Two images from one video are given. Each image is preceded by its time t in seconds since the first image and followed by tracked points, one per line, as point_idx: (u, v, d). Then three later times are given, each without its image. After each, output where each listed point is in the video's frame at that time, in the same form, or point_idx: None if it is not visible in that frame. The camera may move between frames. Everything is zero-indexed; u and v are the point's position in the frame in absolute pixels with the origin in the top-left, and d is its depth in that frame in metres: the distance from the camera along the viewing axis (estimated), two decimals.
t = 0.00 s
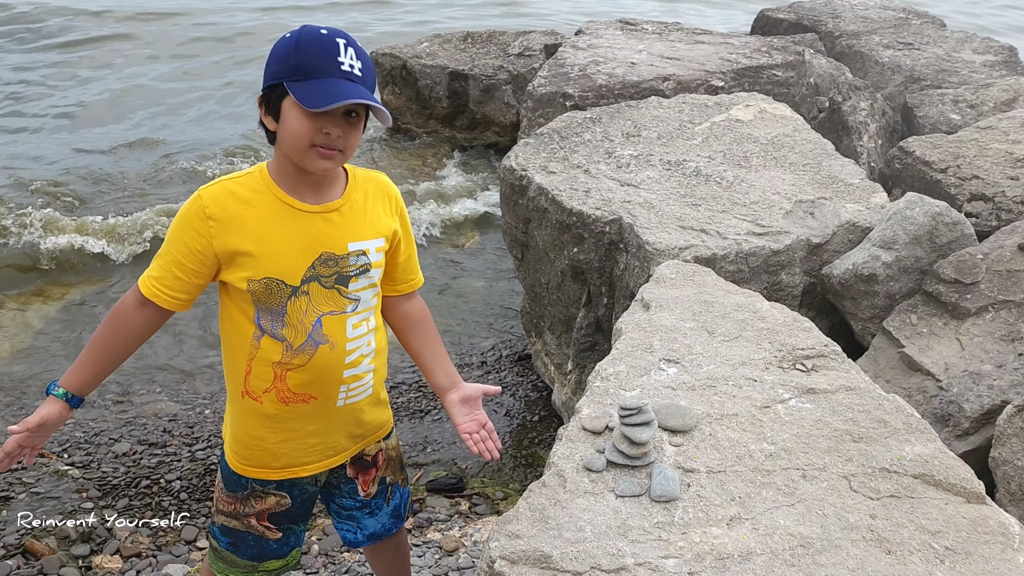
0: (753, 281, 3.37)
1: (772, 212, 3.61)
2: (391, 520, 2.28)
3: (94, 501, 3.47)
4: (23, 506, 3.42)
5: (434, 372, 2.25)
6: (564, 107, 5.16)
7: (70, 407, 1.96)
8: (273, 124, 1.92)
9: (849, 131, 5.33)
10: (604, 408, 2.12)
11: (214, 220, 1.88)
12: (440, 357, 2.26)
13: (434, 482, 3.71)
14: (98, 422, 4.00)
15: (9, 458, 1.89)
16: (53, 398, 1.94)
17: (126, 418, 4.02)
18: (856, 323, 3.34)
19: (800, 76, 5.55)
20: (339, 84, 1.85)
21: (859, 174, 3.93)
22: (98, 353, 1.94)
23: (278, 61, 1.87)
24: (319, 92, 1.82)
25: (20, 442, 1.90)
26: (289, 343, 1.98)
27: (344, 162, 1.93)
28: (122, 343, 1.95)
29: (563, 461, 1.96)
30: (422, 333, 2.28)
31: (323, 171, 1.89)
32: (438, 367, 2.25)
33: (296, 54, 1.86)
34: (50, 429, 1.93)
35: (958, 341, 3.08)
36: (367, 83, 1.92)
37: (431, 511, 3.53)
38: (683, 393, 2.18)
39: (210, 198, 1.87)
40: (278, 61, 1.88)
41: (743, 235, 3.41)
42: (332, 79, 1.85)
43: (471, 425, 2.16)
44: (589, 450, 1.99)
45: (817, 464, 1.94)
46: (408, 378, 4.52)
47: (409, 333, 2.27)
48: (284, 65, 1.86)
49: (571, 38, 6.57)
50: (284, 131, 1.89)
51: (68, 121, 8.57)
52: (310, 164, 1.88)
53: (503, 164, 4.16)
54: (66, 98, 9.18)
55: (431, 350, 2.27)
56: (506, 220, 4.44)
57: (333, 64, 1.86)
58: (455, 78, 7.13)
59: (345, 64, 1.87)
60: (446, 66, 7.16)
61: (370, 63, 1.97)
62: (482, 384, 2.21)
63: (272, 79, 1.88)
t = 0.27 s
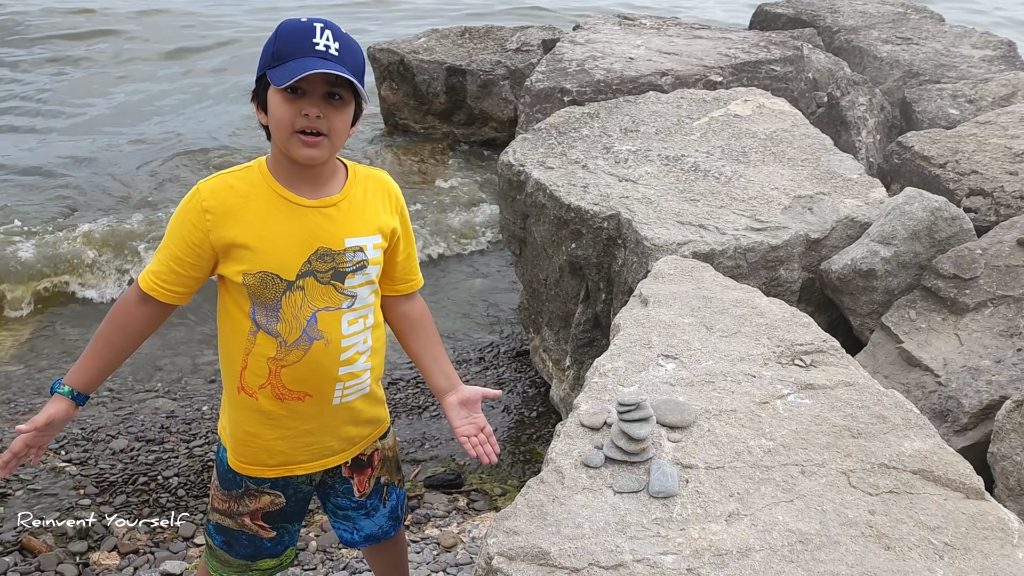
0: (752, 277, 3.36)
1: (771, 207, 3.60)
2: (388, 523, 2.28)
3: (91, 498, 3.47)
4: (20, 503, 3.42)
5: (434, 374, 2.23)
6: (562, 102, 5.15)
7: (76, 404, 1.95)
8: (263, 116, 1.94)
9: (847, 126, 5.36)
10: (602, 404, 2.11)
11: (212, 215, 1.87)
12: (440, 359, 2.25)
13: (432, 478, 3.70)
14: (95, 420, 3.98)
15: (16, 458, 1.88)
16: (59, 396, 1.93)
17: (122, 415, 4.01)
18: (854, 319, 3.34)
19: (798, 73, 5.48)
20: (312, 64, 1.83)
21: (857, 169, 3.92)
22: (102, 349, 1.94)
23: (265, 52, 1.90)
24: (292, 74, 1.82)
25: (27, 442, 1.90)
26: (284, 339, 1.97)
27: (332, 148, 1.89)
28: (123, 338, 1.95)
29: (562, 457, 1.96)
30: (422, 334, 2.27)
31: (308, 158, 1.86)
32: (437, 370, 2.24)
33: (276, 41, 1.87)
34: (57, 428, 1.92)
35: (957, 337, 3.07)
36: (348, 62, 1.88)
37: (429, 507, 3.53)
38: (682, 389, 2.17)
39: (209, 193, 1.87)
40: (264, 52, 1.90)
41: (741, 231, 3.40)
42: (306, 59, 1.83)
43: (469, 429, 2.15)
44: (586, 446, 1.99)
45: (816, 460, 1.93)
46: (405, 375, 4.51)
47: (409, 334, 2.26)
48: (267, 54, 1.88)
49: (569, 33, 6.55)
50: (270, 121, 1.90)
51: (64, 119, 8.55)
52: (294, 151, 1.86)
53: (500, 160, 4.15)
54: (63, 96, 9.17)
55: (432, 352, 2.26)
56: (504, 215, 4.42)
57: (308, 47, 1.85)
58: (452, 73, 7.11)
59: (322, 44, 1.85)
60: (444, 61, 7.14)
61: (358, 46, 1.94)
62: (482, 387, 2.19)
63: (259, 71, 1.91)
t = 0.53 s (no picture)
0: (751, 273, 3.36)
1: (770, 203, 3.60)
2: (386, 519, 2.28)
3: (91, 495, 3.47)
4: (19, 500, 3.42)
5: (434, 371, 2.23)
6: (561, 98, 5.14)
7: (80, 405, 1.95)
8: (259, 113, 1.93)
9: (847, 122, 5.33)
10: (601, 401, 2.11)
11: (209, 213, 1.86)
12: (440, 355, 2.25)
13: (431, 475, 3.70)
14: (94, 417, 3.98)
15: (22, 460, 1.88)
16: (62, 397, 1.93)
17: (121, 412, 4.01)
18: (853, 315, 3.33)
19: (798, 66, 5.51)
20: (307, 62, 1.82)
21: (857, 165, 3.92)
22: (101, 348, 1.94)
23: (260, 49, 1.88)
24: (287, 72, 1.81)
25: (32, 444, 1.89)
26: (281, 337, 1.97)
27: (327, 145, 1.88)
28: (123, 338, 1.94)
29: (560, 454, 1.95)
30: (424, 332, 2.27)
31: (303, 155, 1.86)
32: (437, 366, 2.23)
33: (272, 38, 1.86)
34: (61, 430, 1.92)
35: (956, 333, 3.07)
36: (344, 59, 1.87)
37: (428, 503, 3.53)
38: (680, 385, 2.17)
39: (206, 191, 1.86)
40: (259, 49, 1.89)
41: (740, 227, 3.39)
42: (301, 57, 1.82)
43: (468, 425, 2.14)
44: (587, 443, 1.98)
45: (814, 457, 1.93)
46: (404, 371, 4.51)
47: (408, 331, 2.26)
48: (262, 50, 1.87)
49: (568, 29, 6.53)
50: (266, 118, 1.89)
51: (63, 116, 8.54)
52: (289, 148, 1.86)
53: (499, 156, 4.14)
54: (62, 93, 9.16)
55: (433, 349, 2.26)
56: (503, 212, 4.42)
57: (304, 44, 1.84)
58: (451, 69, 7.10)
59: (317, 42, 1.84)
60: (443, 57, 7.12)
61: (354, 43, 1.92)
62: (481, 384, 2.19)
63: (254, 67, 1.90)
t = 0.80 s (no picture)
0: (751, 270, 3.35)
1: (771, 199, 3.58)
2: (387, 516, 2.27)
3: (90, 494, 3.46)
4: (19, 498, 3.42)
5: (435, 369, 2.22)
6: (561, 94, 5.13)
7: (79, 404, 1.94)
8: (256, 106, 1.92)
9: (847, 119, 5.31)
10: (602, 398, 2.10)
11: (208, 211, 1.85)
12: (440, 352, 2.24)
13: (432, 473, 3.70)
14: (93, 415, 3.98)
15: (21, 460, 1.87)
16: (62, 397, 1.91)
17: (120, 411, 4.00)
18: (855, 311, 3.33)
19: (798, 63, 5.50)
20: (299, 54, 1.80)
21: (857, 162, 3.91)
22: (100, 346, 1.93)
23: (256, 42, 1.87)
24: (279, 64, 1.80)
25: (32, 444, 1.87)
26: (280, 336, 1.96)
27: (321, 137, 1.87)
28: (123, 337, 1.94)
29: (561, 452, 1.95)
30: (423, 330, 2.26)
31: (296, 147, 1.84)
32: (436, 363, 2.22)
33: (267, 30, 1.84)
34: (61, 430, 1.91)
35: (957, 329, 3.06)
36: (337, 51, 1.84)
37: (428, 501, 3.52)
38: (681, 383, 2.16)
39: (205, 190, 1.85)
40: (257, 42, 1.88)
41: (741, 223, 3.38)
42: (293, 48, 1.80)
43: (468, 421, 2.12)
44: (587, 441, 1.98)
45: (816, 454, 1.92)
46: (404, 369, 4.50)
47: (408, 328, 2.25)
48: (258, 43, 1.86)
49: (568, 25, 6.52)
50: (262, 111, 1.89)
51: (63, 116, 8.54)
52: (282, 139, 1.84)
53: (499, 153, 4.13)
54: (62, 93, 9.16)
55: (432, 347, 2.25)
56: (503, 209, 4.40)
57: (296, 35, 1.81)
58: (451, 66, 7.08)
59: (310, 33, 1.82)
60: (442, 54, 7.11)
61: (351, 35, 1.90)
62: (481, 380, 2.18)
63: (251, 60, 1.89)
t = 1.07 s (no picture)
0: (753, 268, 3.34)
1: (773, 197, 3.57)
2: (388, 517, 2.27)
3: (92, 492, 3.46)
4: (20, 497, 3.42)
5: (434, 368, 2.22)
6: (563, 92, 5.12)
7: (81, 402, 1.94)
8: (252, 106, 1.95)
9: (849, 116, 5.31)
10: (603, 396, 2.10)
11: (207, 209, 1.85)
12: (440, 352, 2.24)
13: (433, 471, 3.69)
14: (94, 414, 3.98)
15: (23, 458, 1.86)
16: (62, 395, 1.91)
17: (121, 409, 4.00)
18: (857, 309, 3.32)
19: (800, 60, 5.48)
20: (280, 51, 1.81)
21: (859, 159, 3.90)
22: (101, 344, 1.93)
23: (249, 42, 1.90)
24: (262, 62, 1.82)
25: (33, 443, 1.86)
26: (278, 334, 1.96)
27: (306, 132, 1.86)
28: (124, 334, 1.93)
29: (562, 451, 1.94)
30: (424, 329, 2.25)
31: (279, 143, 1.85)
32: (437, 363, 2.22)
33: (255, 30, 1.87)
34: (63, 428, 1.90)
35: (960, 327, 3.05)
36: (320, 46, 1.83)
37: (430, 499, 3.52)
38: (683, 381, 2.15)
39: (204, 188, 1.85)
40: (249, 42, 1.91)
41: (743, 221, 3.37)
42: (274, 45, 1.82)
43: (468, 423, 2.13)
44: (588, 440, 1.97)
45: (818, 453, 1.92)
46: (406, 367, 4.50)
47: (409, 328, 2.25)
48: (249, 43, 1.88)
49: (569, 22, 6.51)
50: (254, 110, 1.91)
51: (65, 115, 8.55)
52: (268, 136, 1.86)
53: (500, 151, 4.12)
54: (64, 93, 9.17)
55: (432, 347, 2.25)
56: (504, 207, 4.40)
57: (279, 32, 1.82)
58: (452, 64, 7.08)
59: (293, 30, 1.82)
60: (443, 53, 7.09)
61: (339, 29, 1.88)
62: (482, 381, 2.17)
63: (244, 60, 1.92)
